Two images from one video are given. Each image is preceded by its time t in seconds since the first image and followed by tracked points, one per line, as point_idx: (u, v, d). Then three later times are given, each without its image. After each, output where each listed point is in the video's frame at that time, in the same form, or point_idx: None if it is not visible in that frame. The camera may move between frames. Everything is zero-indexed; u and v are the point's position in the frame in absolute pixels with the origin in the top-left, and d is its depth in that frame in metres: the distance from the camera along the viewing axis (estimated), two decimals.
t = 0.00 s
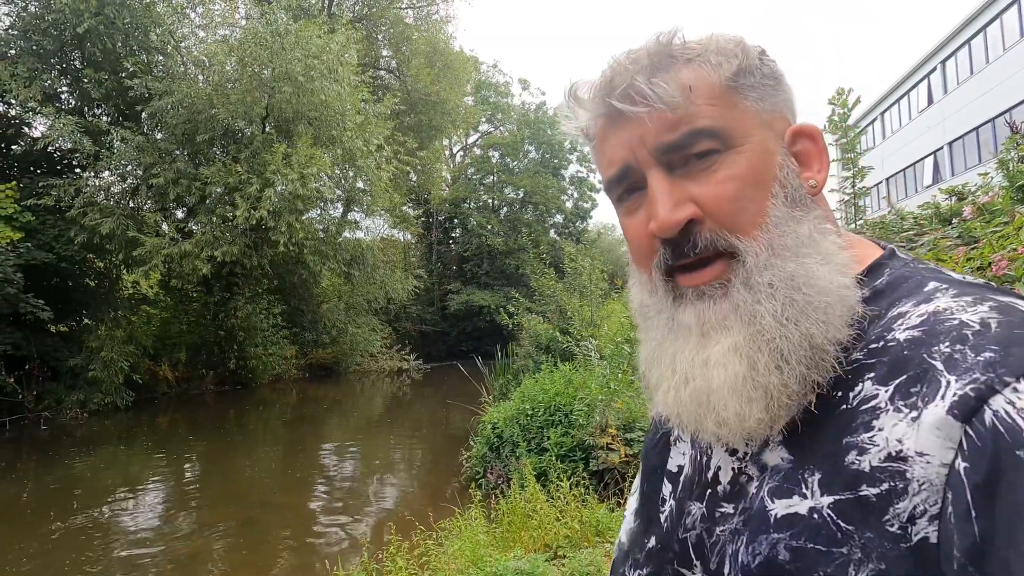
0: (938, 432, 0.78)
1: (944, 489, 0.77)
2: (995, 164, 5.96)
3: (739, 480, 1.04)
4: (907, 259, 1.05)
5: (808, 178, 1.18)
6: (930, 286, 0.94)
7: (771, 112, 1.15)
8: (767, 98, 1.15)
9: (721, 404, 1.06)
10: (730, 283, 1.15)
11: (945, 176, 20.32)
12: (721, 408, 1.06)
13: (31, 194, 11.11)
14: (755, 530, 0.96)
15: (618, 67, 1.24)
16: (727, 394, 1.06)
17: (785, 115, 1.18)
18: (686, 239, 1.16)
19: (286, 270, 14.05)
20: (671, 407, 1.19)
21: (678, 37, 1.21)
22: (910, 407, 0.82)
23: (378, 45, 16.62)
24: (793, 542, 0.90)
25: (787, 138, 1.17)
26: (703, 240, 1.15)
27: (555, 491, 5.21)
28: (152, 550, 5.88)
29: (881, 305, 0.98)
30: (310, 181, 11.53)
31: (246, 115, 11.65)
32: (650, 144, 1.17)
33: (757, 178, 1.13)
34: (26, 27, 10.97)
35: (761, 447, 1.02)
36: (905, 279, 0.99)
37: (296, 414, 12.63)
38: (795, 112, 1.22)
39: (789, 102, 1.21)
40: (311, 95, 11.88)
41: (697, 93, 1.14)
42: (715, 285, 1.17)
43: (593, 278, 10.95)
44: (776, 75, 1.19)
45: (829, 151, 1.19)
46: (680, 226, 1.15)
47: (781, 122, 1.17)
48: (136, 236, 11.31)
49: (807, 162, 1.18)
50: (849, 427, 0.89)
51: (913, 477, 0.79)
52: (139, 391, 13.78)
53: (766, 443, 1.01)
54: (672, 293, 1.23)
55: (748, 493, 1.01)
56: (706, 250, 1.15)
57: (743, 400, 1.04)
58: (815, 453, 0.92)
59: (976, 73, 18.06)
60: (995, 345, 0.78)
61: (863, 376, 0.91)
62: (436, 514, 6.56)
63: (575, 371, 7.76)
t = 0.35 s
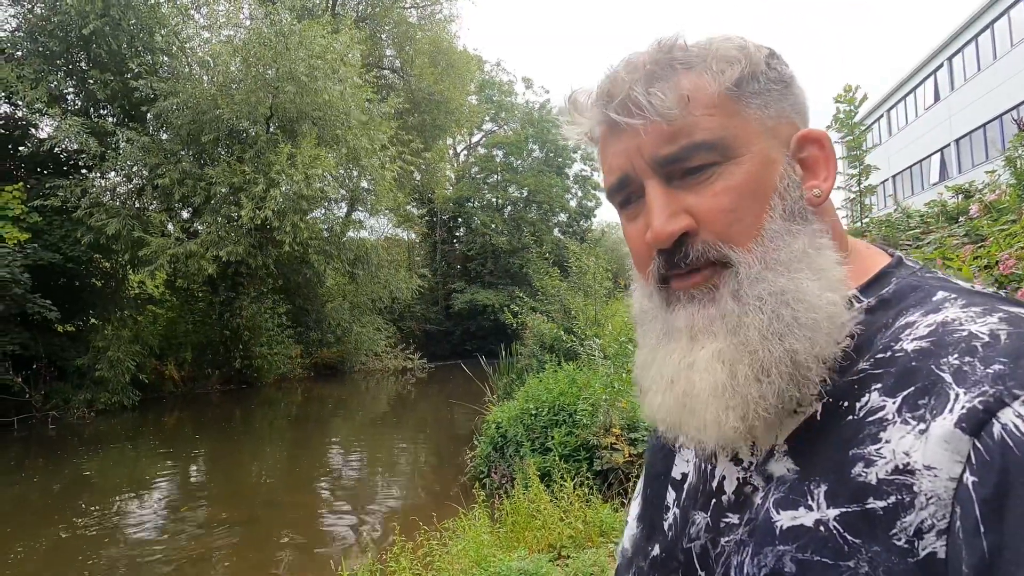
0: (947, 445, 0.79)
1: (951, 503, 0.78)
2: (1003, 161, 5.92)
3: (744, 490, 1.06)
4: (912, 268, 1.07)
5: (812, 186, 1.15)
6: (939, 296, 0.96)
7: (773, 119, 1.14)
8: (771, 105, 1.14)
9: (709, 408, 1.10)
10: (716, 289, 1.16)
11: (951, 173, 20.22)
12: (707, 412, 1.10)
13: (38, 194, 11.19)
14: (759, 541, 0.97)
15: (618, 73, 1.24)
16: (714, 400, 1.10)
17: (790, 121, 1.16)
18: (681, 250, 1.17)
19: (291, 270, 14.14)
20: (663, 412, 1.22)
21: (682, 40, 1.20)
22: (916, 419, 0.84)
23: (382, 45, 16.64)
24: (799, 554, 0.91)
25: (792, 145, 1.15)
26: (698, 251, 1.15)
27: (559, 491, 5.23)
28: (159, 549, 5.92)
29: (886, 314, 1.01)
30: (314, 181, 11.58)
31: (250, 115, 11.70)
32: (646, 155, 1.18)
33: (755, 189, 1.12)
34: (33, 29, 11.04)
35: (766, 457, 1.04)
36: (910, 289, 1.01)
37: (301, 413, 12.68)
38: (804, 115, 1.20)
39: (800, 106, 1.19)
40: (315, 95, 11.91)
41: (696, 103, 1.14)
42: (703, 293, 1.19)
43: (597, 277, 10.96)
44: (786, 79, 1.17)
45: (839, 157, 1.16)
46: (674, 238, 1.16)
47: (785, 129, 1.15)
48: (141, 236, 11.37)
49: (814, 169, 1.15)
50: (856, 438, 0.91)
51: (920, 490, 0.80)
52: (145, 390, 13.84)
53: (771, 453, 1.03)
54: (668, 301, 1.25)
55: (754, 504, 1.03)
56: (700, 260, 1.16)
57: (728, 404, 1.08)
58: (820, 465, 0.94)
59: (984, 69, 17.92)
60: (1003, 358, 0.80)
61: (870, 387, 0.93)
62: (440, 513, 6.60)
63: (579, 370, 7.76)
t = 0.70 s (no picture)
0: (961, 448, 0.79)
1: (964, 506, 0.77)
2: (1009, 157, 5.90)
3: (753, 490, 1.06)
4: (926, 267, 1.07)
5: (827, 184, 1.16)
6: (955, 296, 0.96)
7: (789, 114, 1.13)
8: (787, 101, 1.14)
9: (723, 411, 1.10)
10: (729, 289, 1.16)
11: (957, 170, 20.10)
12: (723, 415, 1.10)
13: (44, 195, 11.26)
14: (769, 542, 0.97)
15: (632, 65, 1.23)
16: (727, 400, 1.09)
17: (805, 116, 1.16)
18: (695, 245, 1.16)
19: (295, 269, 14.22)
20: (673, 409, 1.22)
21: (698, 32, 1.19)
22: (930, 422, 0.84)
23: (385, 44, 16.64)
24: (808, 556, 0.91)
25: (807, 141, 1.15)
26: (710, 246, 1.15)
27: (562, 489, 5.25)
28: (165, 547, 5.97)
29: (900, 314, 1.00)
30: (318, 181, 11.61)
31: (254, 115, 11.74)
32: (660, 150, 1.17)
33: (770, 185, 1.12)
34: (37, 30, 11.09)
35: (776, 457, 1.03)
36: (925, 289, 1.01)
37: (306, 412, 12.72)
38: (818, 112, 1.19)
39: (817, 99, 1.19)
40: (318, 95, 11.94)
41: (712, 97, 1.13)
42: (716, 293, 1.18)
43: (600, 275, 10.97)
44: (802, 72, 1.17)
45: (854, 154, 1.16)
46: (687, 234, 1.15)
47: (801, 123, 1.15)
48: (146, 236, 11.42)
49: (827, 165, 1.16)
50: (868, 439, 0.90)
51: (933, 493, 0.80)
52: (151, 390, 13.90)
53: (781, 453, 1.03)
54: (678, 299, 1.24)
55: (763, 505, 1.03)
56: (713, 256, 1.16)
57: (745, 409, 1.07)
58: (832, 466, 0.93)
59: (990, 65, 17.78)
60: (1018, 361, 0.80)
61: (883, 388, 0.93)
62: (444, 511, 6.62)
63: (582, 369, 7.77)
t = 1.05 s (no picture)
0: (962, 445, 0.77)
1: (965, 502, 0.76)
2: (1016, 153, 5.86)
3: (754, 486, 1.05)
4: (929, 263, 1.06)
5: (830, 179, 1.15)
6: (957, 293, 0.94)
7: (791, 109, 1.13)
8: (790, 96, 1.13)
9: (727, 404, 1.09)
10: (734, 282, 1.15)
11: (964, 167, 19.98)
12: (727, 409, 1.09)
13: (51, 195, 11.31)
14: (770, 538, 0.95)
15: (634, 61, 1.22)
16: (731, 394, 1.09)
17: (807, 112, 1.15)
18: (697, 241, 1.16)
19: (300, 268, 14.29)
20: (678, 404, 1.21)
21: (700, 28, 1.19)
22: (931, 417, 0.82)
23: (388, 43, 16.65)
24: (809, 552, 0.89)
25: (809, 137, 1.15)
26: (712, 243, 1.15)
27: (566, 487, 5.26)
28: (172, 545, 6.00)
29: (904, 310, 0.99)
30: (322, 180, 11.63)
31: (258, 115, 11.79)
32: (664, 145, 1.17)
33: (773, 181, 1.11)
34: (43, 31, 11.12)
35: (778, 454, 1.02)
36: (928, 284, 1.00)
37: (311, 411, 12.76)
38: (821, 107, 1.19)
39: (820, 97, 1.19)
40: (322, 95, 11.97)
41: (715, 92, 1.13)
42: (719, 286, 1.17)
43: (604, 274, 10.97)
44: (805, 68, 1.17)
45: (858, 149, 1.16)
46: (690, 229, 1.15)
47: (803, 119, 1.14)
48: (152, 236, 11.48)
49: (831, 160, 1.15)
50: (869, 436, 0.88)
51: (934, 489, 0.78)
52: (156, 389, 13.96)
53: (784, 450, 1.02)
54: (681, 294, 1.24)
55: (764, 500, 1.01)
56: (715, 253, 1.16)
57: (749, 403, 1.06)
58: (834, 462, 0.92)
59: (997, 60, 17.62)
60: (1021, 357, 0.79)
61: (885, 384, 0.91)
62: (449, 510, 6.64)
63: (586, 367, 7.77)
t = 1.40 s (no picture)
0: (960, 448, 0.77)
1: (963, 505, 0.76)
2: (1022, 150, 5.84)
3: (754, 488, 1.06)
4: (929, 264, 1.05)
5: (829, 180, 1.16)
6: (955, 294, 0.94)
7: (790, 111, 1.13)
8: (789, 98, 1.14)
9: (724, 405, 1.10)
10: (733, 284, 1.16)
11: (970, 163, 19.86)
12: (724, 411, 1.10)
13: (58, 195, 11.37)
14: (769, 540, 0.96)
15: (633, 62, 1.23)
16: (729, 396, 1.10)
17: (806, 113, 1.16)
18: (696, 243, 1.16)
19: (305, 267, 14.35)
20: (677, 405, 1.22)
21: (698, 28, 1.19)
22: (930, 420, 0.82)
23: (392, 42, 16.69)
24: (808, 554, 0.89)
25: (808, 138, 1.15)
26: (712, 245, 1.16)
27: (570, 485, 5.28)
28: (179, 543, 6.05)
29: (901, 311, 0.99)
30: (326, 179, 11.67)
31: (263, 115, 11.84)
32: (661, 148, 1.17)
33: (771, 182, 1.12)
34: (49, 32, 11.17)
35: (777, 456, 1.03)
36: (926, 286, 1.00)
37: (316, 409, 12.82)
38: (820, 109, 1.19)
39: (819, 99, 1.19)
40: (327, 94, 12.01)
41: (713, 94, 1.13)
42: (718, 288, 1.18)
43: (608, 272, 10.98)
44: (804, 69, 1.18)
45: (857, 150, 1.16)
46: (689, 231, 1.15)
47: (802, 120, 1.15)
48: (158, 235, 11.54)
49: (830, 161, 1.16)
50: (867, 439, 0.89)
51: (932, 492, 0.78)
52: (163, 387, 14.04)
53: (783, 452, 1.02)
54: (681, 295, 1.25)
55: (764, 502, 1.03)
56: (715, 255, 1.16)
57: (745, 404, 1.07)
58: (832, 464, 0.92)
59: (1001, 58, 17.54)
60: (1018, 359, 0.78)
61: (881, 387, 0.92)
62: (453, 507, 6.68)
63: (590, 365, 7.79)
